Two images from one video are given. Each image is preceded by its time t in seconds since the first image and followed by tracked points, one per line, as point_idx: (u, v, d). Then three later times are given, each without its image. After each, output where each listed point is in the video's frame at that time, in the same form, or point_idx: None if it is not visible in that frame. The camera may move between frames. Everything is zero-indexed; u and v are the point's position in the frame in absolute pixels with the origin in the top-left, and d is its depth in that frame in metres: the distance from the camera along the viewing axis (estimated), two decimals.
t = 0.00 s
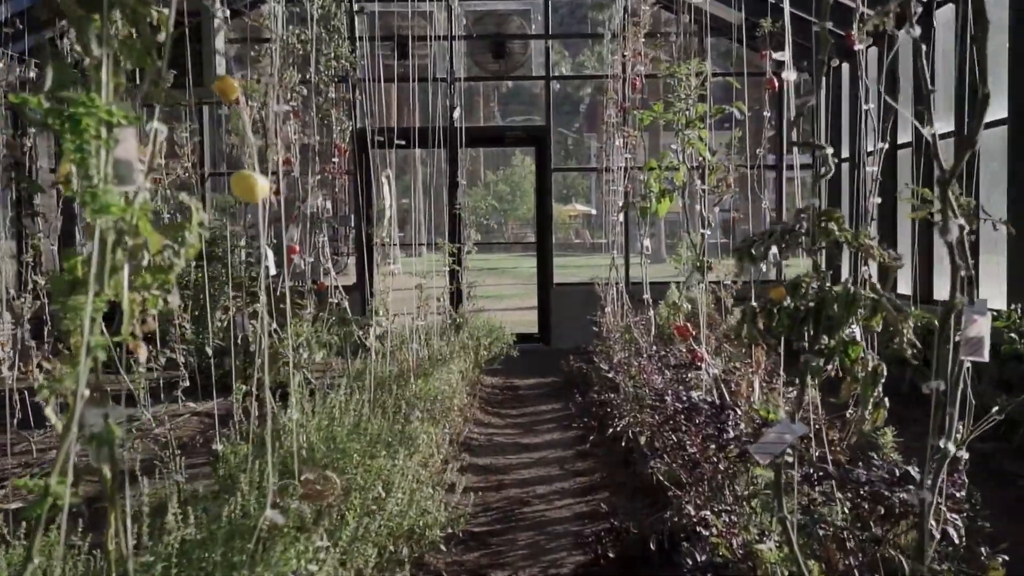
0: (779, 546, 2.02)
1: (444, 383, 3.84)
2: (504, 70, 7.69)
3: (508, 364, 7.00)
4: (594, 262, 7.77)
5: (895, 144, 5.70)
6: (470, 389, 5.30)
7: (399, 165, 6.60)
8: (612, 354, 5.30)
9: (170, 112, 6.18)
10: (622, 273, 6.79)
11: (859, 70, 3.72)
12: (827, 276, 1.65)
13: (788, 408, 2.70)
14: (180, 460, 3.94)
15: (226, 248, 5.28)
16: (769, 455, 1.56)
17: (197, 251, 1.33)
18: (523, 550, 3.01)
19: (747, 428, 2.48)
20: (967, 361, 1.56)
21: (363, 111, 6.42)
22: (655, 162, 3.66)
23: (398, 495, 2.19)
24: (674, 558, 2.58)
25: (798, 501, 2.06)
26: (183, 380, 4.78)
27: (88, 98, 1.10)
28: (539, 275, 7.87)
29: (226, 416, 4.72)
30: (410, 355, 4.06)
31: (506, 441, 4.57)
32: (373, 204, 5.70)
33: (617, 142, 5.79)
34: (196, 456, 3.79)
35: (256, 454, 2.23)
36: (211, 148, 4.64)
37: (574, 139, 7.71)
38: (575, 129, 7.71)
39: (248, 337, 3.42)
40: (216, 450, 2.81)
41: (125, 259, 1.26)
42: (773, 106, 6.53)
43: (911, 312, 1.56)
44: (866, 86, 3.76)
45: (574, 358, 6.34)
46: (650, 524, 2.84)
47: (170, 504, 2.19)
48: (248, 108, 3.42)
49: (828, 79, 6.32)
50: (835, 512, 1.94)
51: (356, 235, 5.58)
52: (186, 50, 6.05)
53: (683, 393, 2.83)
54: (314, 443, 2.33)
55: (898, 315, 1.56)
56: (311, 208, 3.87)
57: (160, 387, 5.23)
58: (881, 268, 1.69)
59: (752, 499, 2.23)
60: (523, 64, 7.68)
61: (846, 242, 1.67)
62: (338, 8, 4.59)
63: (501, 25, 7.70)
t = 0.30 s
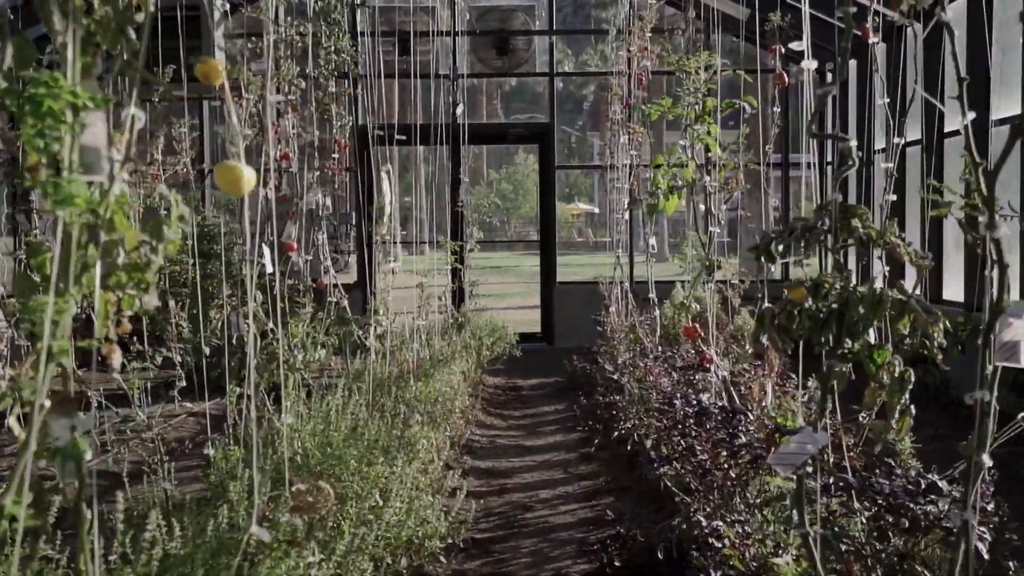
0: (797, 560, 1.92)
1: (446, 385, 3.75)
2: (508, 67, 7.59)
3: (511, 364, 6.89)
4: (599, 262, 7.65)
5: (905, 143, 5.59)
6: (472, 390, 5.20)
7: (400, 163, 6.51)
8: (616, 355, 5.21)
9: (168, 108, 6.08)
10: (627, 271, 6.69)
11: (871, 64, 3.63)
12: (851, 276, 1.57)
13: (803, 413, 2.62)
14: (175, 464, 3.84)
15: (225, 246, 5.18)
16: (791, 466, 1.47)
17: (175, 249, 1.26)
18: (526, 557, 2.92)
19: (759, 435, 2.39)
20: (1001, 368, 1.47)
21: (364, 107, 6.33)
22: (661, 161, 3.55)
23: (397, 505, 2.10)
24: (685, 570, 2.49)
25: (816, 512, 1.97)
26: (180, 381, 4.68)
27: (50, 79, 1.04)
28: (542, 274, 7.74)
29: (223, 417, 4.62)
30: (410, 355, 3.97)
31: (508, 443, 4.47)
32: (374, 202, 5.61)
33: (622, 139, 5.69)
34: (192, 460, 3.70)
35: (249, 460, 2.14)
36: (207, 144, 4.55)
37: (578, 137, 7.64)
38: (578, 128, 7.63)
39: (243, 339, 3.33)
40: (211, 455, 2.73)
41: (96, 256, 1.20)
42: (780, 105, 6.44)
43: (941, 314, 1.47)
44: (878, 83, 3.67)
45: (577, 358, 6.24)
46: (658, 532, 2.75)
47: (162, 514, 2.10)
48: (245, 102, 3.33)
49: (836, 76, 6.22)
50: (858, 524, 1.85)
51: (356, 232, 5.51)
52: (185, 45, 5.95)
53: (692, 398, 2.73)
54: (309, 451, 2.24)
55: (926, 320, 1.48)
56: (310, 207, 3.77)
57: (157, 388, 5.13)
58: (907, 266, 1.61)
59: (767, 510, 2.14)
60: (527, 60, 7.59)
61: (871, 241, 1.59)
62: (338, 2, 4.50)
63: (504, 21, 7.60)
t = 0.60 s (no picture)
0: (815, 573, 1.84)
1: (447, 386, 3.66)
2: (510, 63, 7.51)
3: (512, 364, 6.80)
4: (602, 258, 7.53)
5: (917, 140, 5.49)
6: (472, 390, 5.09)
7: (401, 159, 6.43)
8: (620, 355, 5.11)
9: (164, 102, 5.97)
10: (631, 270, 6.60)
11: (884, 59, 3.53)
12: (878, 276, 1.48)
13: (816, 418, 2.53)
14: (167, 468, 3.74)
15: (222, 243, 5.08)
16: (814, 479, 1.40)
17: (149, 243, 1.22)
18: (529, 564, 2.83)
19: (771, 441, 2.30)
20: None
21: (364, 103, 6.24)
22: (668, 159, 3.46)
23: (394, 512, 2.02)
24: None
25: (836, 524, 1.88)
26: (176, 380, 4.59)
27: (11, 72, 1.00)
28: (544, 272, 7.65)
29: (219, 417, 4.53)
30: (410, 355, 3.88)
31: (509, 445, 4.38)
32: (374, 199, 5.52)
33: (626, 135, 5.59)
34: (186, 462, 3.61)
35: (240, 466, 2.05)
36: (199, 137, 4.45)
37: (580, 135, 7.54)
38: (581, 125, 7.52)
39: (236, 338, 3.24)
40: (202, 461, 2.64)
41: (68, 251, 1.16)
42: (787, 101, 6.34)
43: (977, 316, 1.39)
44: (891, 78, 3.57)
45: (580, 357, 6.16)
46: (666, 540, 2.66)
47: (150, 524, 2.01)
48: (240, 96, 3.24)
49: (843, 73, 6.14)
50: (880, 537, 1.77)
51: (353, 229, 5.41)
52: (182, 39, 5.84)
53: (702, 400, 2.63)
54: (302, 456, 2.16)
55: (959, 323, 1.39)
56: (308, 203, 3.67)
57: (152, 388, 5.04)
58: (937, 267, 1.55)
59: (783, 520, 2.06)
60: (530, 56, 7.50)
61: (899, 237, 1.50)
62: None
63: (507, 15, 7.50)
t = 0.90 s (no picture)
0: None
1: (447, 387, 3.57)
2: (512, 58, 7.40)
3: (513, 362, 6.70)
4: (602, 255, 7.42)
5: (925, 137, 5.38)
6: (472, 390, 4.98)
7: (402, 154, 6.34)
8: (624, 354, 5.00)
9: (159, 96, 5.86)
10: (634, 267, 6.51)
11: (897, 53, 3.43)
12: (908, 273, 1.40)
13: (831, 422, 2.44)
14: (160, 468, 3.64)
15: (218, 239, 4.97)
16: (839, 493, 1.32)
17: (119, 238, 1.10)
18: (532, 572, 2.74)
19: (787, 447, 2.20)
20: None
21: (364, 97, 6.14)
22: (673, 153, 3.32)
23: (392, 523, 1.92)
24: None
25: (857, 540, 1.79)
26: (170, 379, 4.48)
27: None
28: (546, 269, 7.55)
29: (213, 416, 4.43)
30: (410, 356, 3.79)
31: (510, 446, 4.28)
32: (372, 196, 5.42)
33: (630, 130, 5.49)
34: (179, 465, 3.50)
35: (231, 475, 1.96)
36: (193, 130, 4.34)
37: (582, 131, 7.45)
38: (583, 121, 7.43)
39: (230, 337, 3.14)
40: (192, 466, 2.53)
41: (25, 246, 1.02)
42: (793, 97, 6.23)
43: (1019, 316, 1.29)
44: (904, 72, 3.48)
45: (582, 356, 6.06)
46: (674, 548, 2.57)
47: (135, 537, 1.91)
48: (237, 89, 3.14)
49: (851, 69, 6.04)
50: (904, 551, 1.68)
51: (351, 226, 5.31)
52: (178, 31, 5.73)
53: (713, 404, 2.54)
54: (294, 464, 2.06)
55: (1000, 323, 1.30)
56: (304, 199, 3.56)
57: (146, 387, 4.93)
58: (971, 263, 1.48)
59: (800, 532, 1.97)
60: (532, 51, 7.40)
61: (931, 231, 1.44)
62: None
63: (509, 10, 7.39)
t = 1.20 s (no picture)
0: None
1: (446, 387, 3.49)
2: (513, 53, 7.30)
3: (512, 360, 6.63)
4: (602, 253, 7.36)
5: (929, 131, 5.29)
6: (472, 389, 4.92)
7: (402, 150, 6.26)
8: (626, 353, 4.92)
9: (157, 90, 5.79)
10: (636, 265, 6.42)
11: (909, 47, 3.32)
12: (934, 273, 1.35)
13: (843, 426, 2.36)
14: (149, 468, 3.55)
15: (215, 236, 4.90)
16: (863, 506, 1.27)
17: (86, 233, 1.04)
18: None
19: (799, 453, 2.12)
20: None
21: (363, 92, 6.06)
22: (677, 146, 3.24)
23: (387, 534, 1.84)
24: None
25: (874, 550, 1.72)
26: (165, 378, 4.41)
27: None
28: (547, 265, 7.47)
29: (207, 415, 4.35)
30: (408, 356, 3.71)
31: (510, 447, 4.20)
32: (370, 192, 5.33)
33: (632, 125, 5.41)
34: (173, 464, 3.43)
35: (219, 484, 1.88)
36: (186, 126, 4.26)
37: (584, 128, 7.35)
38: (584, 118, 7.34)
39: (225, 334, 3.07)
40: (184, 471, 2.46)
41: None
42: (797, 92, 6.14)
43: None
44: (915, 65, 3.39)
45: (583, 354, 5.98)
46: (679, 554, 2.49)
47: (119, 548, 1.83)
48: (228, 83, 3.06)
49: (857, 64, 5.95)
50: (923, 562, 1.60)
51: (347, 223, 5.24)
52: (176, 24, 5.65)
53: (720, 407, 2.46)
54: (286, 470, 2.00)
55: None
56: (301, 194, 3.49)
57: (140, 386, 4.85)
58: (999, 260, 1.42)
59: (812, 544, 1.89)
60: (533, 46, 7.30)
61: (956, 226, 1.35)
62: None
63: (510, 5, 7.30)
